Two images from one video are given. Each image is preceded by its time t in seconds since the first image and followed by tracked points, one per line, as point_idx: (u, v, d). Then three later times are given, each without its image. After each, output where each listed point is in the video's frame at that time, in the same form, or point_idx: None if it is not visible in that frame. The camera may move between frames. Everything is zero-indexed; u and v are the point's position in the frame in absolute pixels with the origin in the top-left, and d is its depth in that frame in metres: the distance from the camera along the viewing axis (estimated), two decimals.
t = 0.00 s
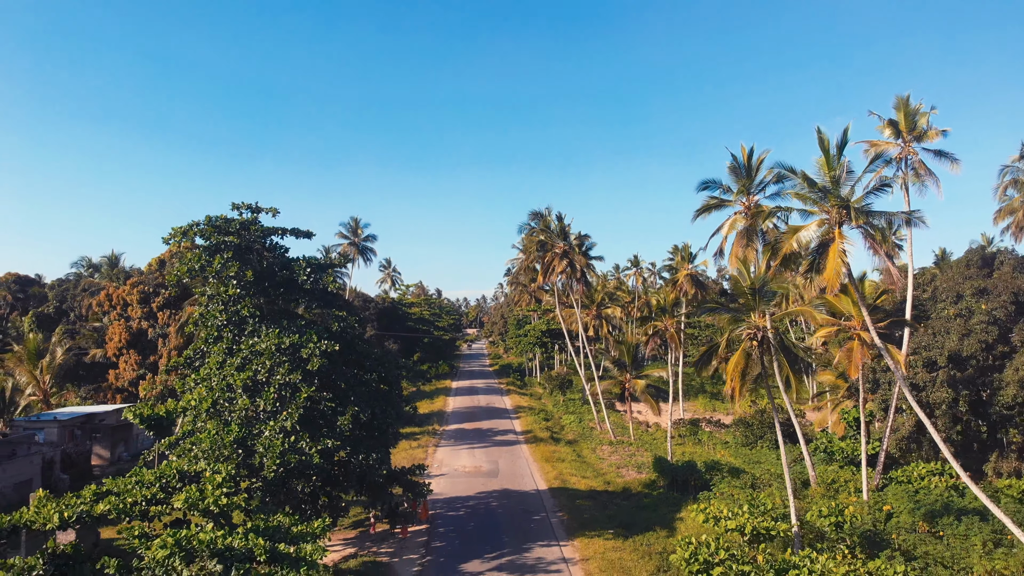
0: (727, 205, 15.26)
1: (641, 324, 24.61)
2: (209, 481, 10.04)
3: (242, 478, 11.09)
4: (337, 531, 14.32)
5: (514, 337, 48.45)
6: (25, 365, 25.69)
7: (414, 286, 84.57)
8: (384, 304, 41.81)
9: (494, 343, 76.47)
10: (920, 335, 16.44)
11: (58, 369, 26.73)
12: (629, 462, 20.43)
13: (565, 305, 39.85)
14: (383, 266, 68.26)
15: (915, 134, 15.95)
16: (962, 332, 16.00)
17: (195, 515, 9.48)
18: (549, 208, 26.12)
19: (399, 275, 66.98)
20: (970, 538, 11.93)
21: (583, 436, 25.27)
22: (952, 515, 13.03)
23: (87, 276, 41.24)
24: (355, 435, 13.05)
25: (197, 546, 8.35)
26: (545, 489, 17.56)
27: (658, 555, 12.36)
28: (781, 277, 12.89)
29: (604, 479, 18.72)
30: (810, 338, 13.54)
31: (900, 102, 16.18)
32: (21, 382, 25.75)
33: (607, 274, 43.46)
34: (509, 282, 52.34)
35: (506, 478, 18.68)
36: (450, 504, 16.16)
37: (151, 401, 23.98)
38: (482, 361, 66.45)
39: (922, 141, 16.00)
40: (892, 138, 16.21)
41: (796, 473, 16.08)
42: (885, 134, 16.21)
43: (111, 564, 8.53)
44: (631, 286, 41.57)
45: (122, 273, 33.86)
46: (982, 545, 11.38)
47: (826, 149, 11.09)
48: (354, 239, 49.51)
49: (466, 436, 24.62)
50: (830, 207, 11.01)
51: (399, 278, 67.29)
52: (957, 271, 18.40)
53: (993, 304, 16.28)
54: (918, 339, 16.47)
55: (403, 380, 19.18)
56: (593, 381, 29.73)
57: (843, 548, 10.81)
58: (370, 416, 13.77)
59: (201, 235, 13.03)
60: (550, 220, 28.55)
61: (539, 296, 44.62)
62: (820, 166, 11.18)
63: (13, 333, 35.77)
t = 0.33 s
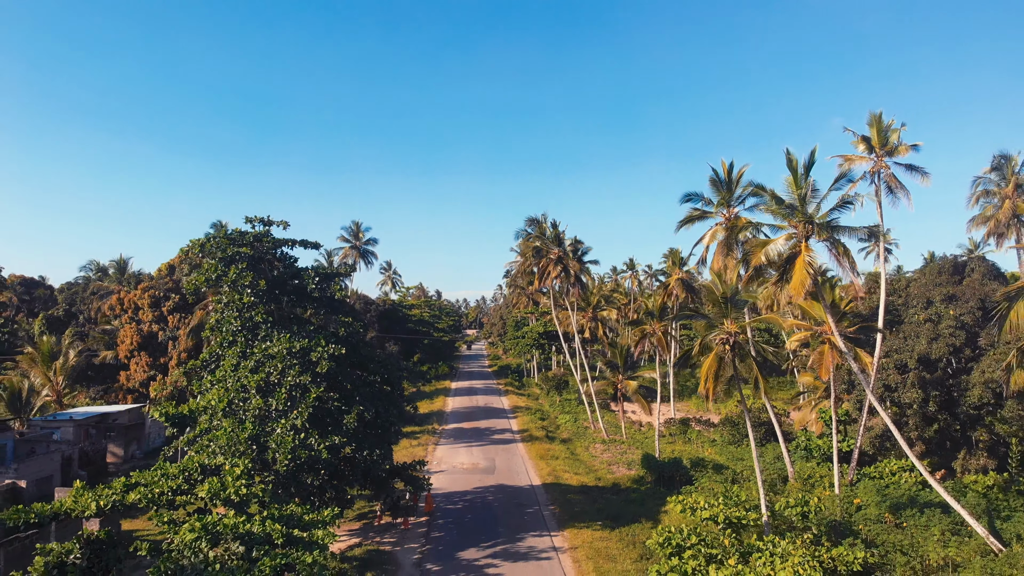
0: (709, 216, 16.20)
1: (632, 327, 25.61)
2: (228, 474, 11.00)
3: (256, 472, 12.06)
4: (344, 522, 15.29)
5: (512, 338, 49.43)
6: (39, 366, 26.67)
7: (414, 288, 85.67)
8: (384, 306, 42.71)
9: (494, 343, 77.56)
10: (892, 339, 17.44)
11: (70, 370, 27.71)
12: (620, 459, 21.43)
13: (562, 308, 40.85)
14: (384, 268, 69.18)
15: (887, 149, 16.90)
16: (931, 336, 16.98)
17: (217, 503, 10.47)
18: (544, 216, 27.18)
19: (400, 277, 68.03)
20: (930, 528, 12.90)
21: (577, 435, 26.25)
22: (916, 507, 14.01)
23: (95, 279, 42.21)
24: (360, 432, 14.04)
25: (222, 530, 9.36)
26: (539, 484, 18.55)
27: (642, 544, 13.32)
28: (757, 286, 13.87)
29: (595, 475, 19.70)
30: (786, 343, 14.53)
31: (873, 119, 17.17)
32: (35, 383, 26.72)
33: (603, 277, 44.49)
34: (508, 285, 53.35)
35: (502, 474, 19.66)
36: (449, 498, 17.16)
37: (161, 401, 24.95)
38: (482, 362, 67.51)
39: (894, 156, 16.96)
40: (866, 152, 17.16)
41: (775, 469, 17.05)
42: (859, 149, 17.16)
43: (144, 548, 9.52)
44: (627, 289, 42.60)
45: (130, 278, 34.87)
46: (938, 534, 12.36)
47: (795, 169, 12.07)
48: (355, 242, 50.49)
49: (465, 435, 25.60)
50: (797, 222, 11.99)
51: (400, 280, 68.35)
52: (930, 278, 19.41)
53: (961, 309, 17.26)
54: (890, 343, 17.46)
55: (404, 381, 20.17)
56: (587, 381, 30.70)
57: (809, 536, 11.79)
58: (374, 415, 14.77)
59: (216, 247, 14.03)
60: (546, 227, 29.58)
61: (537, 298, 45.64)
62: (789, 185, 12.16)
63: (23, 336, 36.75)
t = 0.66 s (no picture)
0: (692, 226, 17.18)
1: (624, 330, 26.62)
2: (243, 467, 11.98)
3: (268, 466, 13.05)
4: (348, 515, 16.26)
5: (511, 339, 50.48)
6: (53, 368, 27.68)
7: (413, 289, 86.65)
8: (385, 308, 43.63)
9: (493, 344, 78.67)
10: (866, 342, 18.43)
11: (82, 371, 28.70)
12: (611, 457, 22.44)
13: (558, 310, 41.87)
14: (384, 270, 70.11)
15: (861, 162, 17.90)
16: (902, 339, 17.97)
17: (234, 494, 11.48)
18: (539, 222, 28.22)
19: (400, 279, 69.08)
20: (894, 518, 13.88)
21: (571, 433, 27.26)
22: (883, 499, 15.00)
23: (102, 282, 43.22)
24: (363, 429, 15.03)
25: (241, 517, 10.39)
26: (533, 480, 19.54)
27: (627, 534, 14.29)
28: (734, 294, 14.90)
29: (587, 471, 20.69)
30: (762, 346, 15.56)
31: (848, 134, 18.19)
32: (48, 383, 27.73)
33: (599, 280, 45.55)
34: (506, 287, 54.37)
35: (497, 470, 20.65)
36: (447, 492, 18.16)
37: (171, 401, 25.96)
38: (481, 363, 68.58)
39: (867, 169, 17.96)
40: (841, 166, 18.15)
41: (756, 465, 18.03)
42: (835, 162, 18.16)
43: (173, 533, 10.54)
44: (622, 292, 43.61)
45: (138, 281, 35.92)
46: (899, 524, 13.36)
47: (766, 187, 13.08)
48: (357, 246, 51.54)
49: (463, 433, 26.59)
50: (767, 236, 12.99)
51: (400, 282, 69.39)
52: (904, 283, 20.41)
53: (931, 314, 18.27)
54: (864, 346, 18.46)
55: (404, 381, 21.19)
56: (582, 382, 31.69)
57: (779, 526, 12.77)
58: (377, 413, 15.76)
59: (229, 257, 15.04)
60: (541, 233, 30.63)
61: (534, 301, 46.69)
62: (761, 201, 13.18)
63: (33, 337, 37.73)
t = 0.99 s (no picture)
0: (677, 234, 18.18)
1: (616, 332, 27.63)
2: (256, 461, 12.99)
3: (278, 461, 14.08)
4: (351, 508, 17.23)
5: (509, 340, 51.48)
6: (65, 369, 28.71)
7: (413, 291, 87.68)
8: (385, 310, 44.59)
9: (491, 345, 79.63)
10: (843, 344, 19.46)
11: (93, 372, 29.70)
12: (603, 454, 23.45)
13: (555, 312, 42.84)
14: (384, 272, 71.13)
15: (838, 174, 18.90)
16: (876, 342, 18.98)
17: (248, 485, 12.50)
18: (535, 228, 29.25)
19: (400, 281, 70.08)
20: (861, 510, 14.89)
21: (566, 432, 28.25)
22: (853, 492, 16.00)
23: (110, 285, 44.30)
24: (366, 427, 16.04)
25: (256, 505, 11.44)
26: (527, 476, 20.52)
27: (613, 525, 15.27)
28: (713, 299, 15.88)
29: (579, 467, 21.68)
30: (741, 348, 16.55)
31: (826, 147, 19.19)
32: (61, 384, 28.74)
33: (595, 283, 46.53)
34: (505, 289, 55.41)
35: (494, 467, 21.64)
36: (445, 487, 19.16)
37: (180, 401, 26.93)
38: (479, 363, 69.53)
39: (844, 180, 18.96)
40: (820, 176, 19.14)
41: (738, 461, 19.01)
42: (814, 173, 19.14)
43: (191, 521, 11.57)
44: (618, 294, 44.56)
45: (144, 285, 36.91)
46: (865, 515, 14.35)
47: (741, 201, 14.12)
48: (358, 249, 52.55)
49: (461, 432, 27.56)
50: (742, 246, 14.04)
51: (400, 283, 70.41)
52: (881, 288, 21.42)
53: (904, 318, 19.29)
54: (841, 348, 19.48)
55: (405, 382, 22.16)
56: (577, 382, 32.69)
57: (752, 517, 13.75)
58: (379, 411, 16.77)
59: (240, 266, 16.03)
60: (537, 238, 31.65)
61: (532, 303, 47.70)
62: (737, 213, 14.22)
63: (42, 339, 38.77)
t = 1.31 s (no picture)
0: (663, 242, 19.20)
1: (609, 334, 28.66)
2: (268, 455, 13.98)
3: (286, 456, 15.07)
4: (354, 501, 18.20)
5: (507, 342, 52.52)
6: (76, 369, 29.72)
7: (413, 292, 88.68)
8: (386, 312, 45.60)
9: (490, 346, 80.65)
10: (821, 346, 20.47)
11: (103, 373, 30.71)
12: (595, 451, 24.46)
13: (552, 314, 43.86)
14: (384, 273, 72.16)
15: (817, 184, 19.90)
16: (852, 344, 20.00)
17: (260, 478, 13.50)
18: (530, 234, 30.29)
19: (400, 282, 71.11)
20: (833, 501, 15.88)
21: (561, 430, 29.27)
22: (827, 485, 17.00)
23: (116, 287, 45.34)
24: (369, 424, 17.04)
25: (269, 494, 12.44)
26: (522, 471, 21.52)
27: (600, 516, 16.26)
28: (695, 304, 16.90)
29: (571, 464, 22.69)
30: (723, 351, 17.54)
31: (805, 159, 20.21)
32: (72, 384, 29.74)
33: (591, 285, 47.57)
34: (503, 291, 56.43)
35: (490, 463, 22.64)
36: (443, 482, 20.17)
37: (188, 401, 27.92)
38: (478, 364, 70.53)
39: (822, 190, 19.97)
40: (800, 187, 20.13)
41: (721, 457, 20.01)
42: (794, 184, 20.13)
43: (206, 514, 12.60)
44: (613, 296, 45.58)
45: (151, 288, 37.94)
46: (835, 506, 15.37)
47: (718, 213, 15.19)
48: (358, 251, 53.57)
49: (460, 430, 28.54)
50: (719, 255, 15.12)
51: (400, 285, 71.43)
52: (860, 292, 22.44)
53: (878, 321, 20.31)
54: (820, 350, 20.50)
55: (405, 382, 23.15)
56: (572, 382, 33.68)
57: (729, 508, 14.74)
58: (380, 410, 17.77)
59: (251, 273, 17.09)
60: (533, 243, 32.73)
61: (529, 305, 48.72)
62: (715, 225, 15.29)
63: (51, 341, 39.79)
